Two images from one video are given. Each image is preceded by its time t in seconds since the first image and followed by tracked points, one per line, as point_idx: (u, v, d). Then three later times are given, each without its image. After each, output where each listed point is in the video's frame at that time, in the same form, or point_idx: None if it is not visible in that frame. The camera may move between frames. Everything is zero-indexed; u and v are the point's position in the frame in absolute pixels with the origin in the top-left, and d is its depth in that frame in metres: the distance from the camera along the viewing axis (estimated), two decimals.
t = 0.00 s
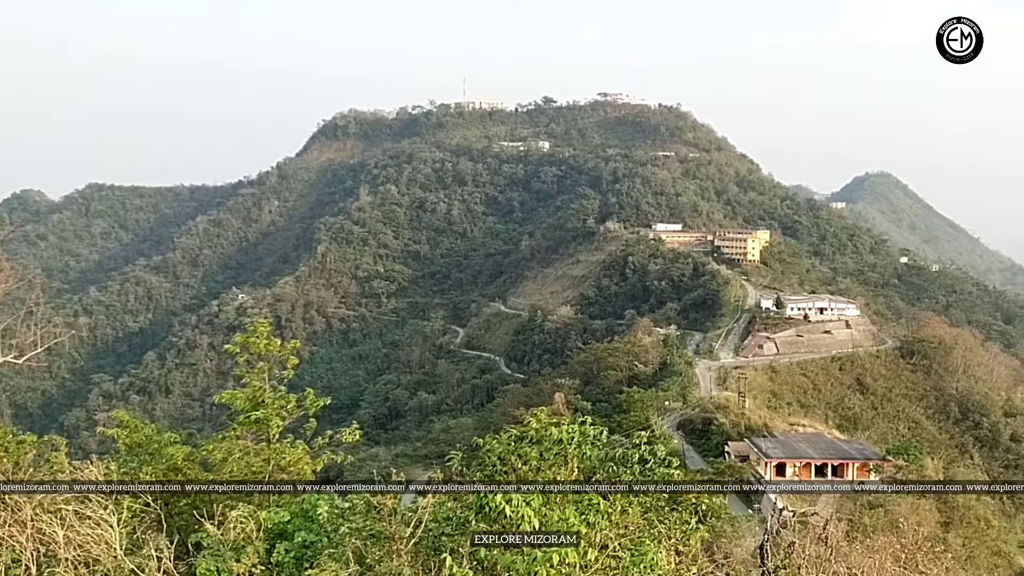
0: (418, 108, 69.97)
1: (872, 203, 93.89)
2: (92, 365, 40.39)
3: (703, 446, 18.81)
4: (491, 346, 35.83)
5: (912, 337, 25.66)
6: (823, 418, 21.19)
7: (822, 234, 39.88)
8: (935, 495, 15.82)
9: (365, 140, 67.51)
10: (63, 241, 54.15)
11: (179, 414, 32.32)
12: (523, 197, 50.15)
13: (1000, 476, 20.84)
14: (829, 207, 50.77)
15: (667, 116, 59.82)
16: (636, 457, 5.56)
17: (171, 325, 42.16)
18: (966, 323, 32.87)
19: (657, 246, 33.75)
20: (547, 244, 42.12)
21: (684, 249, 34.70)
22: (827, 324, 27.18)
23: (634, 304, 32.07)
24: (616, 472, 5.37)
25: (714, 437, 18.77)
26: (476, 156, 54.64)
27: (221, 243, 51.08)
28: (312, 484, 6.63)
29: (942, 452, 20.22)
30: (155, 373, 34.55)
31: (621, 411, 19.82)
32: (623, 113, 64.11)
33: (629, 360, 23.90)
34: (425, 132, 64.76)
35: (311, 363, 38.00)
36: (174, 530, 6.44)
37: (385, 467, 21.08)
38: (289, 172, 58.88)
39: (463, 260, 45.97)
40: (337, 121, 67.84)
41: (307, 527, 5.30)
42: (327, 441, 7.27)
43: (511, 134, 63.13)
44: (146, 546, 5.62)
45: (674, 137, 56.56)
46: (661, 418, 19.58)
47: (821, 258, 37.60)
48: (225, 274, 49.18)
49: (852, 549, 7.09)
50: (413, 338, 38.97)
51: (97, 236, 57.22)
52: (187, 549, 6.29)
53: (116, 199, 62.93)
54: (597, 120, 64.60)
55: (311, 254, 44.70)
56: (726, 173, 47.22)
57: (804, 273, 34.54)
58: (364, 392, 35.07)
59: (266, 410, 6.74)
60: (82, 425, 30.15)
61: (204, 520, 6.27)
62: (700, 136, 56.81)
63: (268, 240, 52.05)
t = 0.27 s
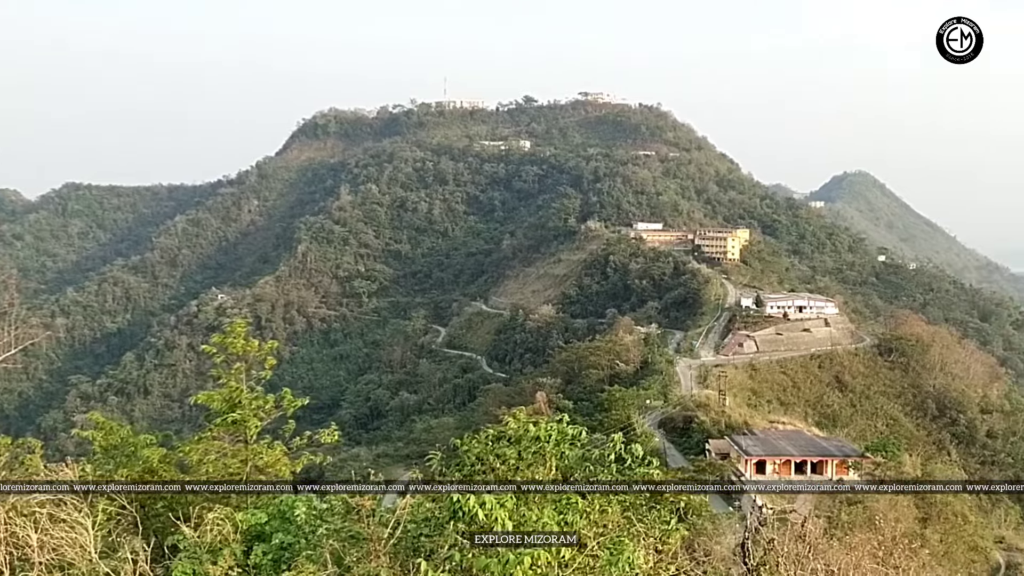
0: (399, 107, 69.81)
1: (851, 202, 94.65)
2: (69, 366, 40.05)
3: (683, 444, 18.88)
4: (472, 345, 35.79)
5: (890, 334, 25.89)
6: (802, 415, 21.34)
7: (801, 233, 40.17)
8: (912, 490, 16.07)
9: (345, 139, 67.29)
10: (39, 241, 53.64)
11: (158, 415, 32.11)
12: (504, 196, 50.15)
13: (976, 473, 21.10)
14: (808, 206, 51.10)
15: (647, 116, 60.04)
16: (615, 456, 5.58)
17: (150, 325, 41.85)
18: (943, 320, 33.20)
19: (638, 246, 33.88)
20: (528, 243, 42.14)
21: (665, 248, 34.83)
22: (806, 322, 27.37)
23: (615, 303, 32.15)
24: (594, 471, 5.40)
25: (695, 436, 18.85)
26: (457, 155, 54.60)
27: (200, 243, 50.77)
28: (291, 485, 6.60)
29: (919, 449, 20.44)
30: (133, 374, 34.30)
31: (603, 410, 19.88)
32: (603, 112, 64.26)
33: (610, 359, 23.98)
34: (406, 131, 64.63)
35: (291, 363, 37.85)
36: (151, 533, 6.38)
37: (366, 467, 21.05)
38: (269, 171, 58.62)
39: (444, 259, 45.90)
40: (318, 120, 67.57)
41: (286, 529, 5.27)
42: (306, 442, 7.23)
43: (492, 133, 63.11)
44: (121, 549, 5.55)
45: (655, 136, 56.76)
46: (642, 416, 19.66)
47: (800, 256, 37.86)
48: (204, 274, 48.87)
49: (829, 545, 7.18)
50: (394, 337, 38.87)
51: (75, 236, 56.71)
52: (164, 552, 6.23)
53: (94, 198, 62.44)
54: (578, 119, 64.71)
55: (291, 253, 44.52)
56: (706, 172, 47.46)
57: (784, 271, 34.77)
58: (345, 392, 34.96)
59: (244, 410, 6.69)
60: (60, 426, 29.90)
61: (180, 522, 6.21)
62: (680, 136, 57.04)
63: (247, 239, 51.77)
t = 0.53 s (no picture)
0: (375, 104, 69.53)
1: (825, 199, 95.50)
2: (41, 366, 39.58)
3: (661, 440, 18.97)
4: (450, 343, 35.73)
5: (864, 329, 26.16)
6: (778, 410, 21.51)
7: (776, 230, 40.48)
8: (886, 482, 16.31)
9: (321, 137, 66.95)
10: (10, 241, 52.95)
11: (133, 415, 31.81)
12: (481, 193, 50.12)
13: (948, 466, 21.42)
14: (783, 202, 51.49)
15: (623, 113, 60.22)
16: (589, 452, 5.62)
17: (124, 325, 41.45)
18: (916, 316, 33.59)
19: (615, 243, 34.01)
20: (506, 241, 42.13)
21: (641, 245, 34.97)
22: (781, 318, 27.59)
23: (592, 299, 32.21)
24: (571, 468, 5.42)
25: (672, 431, 18.94)
26: (434, 152, 54.49)
27: (174, 241, 50.34)
28: (266, 485, 6.58)
29: (893, 442, 20.70)
30: (107, 374, 33.96)
31: (580, 406, 19.94)
32: (580, 110, 64.37)
33: (588, 355, 24.03)
34: (383, 129, 64.40)
35: (267, 361, 37.63)
36: (123, 534, 6.33)
37: (342, 466, 20.96)
38: (244, 169, 58.22)
39: (421, 257, 45.79)
40: (293, 117, 67.16)
41: (260, 528, 5.25)
42: (279, 441, 7.19)
43: (468, 131, 63.03)
44: (92, 550, 5.51)
45: (631, 134, 56.94)
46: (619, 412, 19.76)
47: (776, 252, 38.16)
48: (179, 272, 48.45)
49: (802, 539, 7.27)
50: (371, 335, 38.74)
51: (46, 234, 56.02)
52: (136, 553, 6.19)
53: (66, 197, 61.75)
54: (555, 116, 64.78)
55: (267, 252, 44.25)
56: (682, 169, 47.69)
57: (759, 267, 35.02)
58: (322, 390, 34.82)
59: (215, 410, 6.64)
60: (31, 428, 29.54)
61: (153, 523, 6.17)
62: (656, 133, 57.26)
63: (222, 237, 51.36)
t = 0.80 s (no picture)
0: (346, 101, 69.17)
1: (794, 195, 96.49)
2: (7, 368, 38.99)
3: (634, 435, 19.01)
4: (424, 341, 35.63)
5: (833, 324, 26.46)
6: (749, 405, 21.70)
7: (747, 226, 40.82)
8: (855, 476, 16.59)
9: (292, 134, 66.48)
10: None
11: (102, 416, 31.43)
12: (454, 190, 50.04)
13: (916, 458, 21.74)
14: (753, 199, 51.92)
15: (595, 110, 60.40)
16: (561, 449, 5.63)
17: (92, 325, 40.92)
18: (884, 311, 34.02)
19: (588, 240, 34.12)
20: (479, 238, 42.06)
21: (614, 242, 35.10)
22: (753, 313, 27.81)
23: (566, 296, 32.25)
24: (542, 466, 5.42)
25: (645, 427, 19.01)
26: (406, 150, 54.33)
27: (143, 241, 49.79)
28: (235, 487, 6.51)
29: (862, 435, 20.96)
30: (75, 375, 33.52)
31: (554, 404, 20.00)
32: (552, 107, 64.48)
33: (562, 352, 24.05)
34: (354, 126, 64.09)
35: (239, 361, 37.31)
36: (88, 537, 6.25)
37: (314, 465, 20.87)
38: (213, 166, 57.71)
39: (394, 255, 45.62)
40: (263, 114, 66.62)
41: (228, 529, 5.22)
42: (247, 441, 7.11)
43: (441, 128, 62.90)
44: (59, 554, 5.43)
45: (603, 131, 57.10)
46: (592, 409, 19.85)
47: (746, 249, 38.49)
48: (148, 272, 47.91)
49: (773, 534, 7.33)
50: (344, 334, 38.54)
51: (12, 234, 55.19)
52: (100, 556, 6.10)
53: (32, 196, 60.87)
54: (527, 114, 64.82)
55: (238, 250, 43.89)
56: (653, 166, 47.95)
57: (730, 264, 35.30)
58: (295, 390, 34.60)
59: (180, 410, 6.56)
60: None
61: (118, 527, 6.09)
62: (627, 130, 57.50)
63: (192, 236, 50.84)
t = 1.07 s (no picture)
0: (316, 99, 68.74)
1: (763, 193, 97.42)
2: None
3: (606, 432, 19.10)
4: (396, 340, 35.51)
5: (801, 321, 26.77)
6: (719, 401, 21.88)
7: (716, 224, 41.15)
8: (824, 471, 16.79)
9: (261, 132, 65.94)
10: None
11: (68, 419, 31.02)
12: (425, 189, 49.94)
13: (883, 451, 22.01)
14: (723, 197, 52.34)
15: (566, 108, 60.56)
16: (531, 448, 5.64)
17: (58, 326, 40.33)
18: (851, 306, 34.46)
19: (559, 238, 34.22)
20: (450, 236, 42.00)
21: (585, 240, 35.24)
22: (722, 310, 28.05)
23: (538, 294, 32.31)
24: (510, 464, 5.44)
25: (617, 423, 19.12)
26: (376, 148, 54.11)
27: (110, 240, 49.16)
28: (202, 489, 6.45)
29: (830, 429, 21.22)
30: (40, 377, 33.04)
31: (525, 401, 20.04)
32: (523, 106, 64.54)
33: (533, 350, 24.10)
34: (324, 124, 63.71)
35: (208, 361, 36.95)
36: (51, 542, 6.16)
37: (284, 466, 20.73)
38: (181, 165, 57.11)
39: (365, 253, 45.44)
40: (232, 112, 66.02)
41: (194, 533, 5.17)
42: (213, 444, 7.06)
43: (411, 126, 62.69)
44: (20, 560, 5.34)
45: (574, 129, 57.27)
46: (564, 406, 19.95)
47: (716, 246, 38.79)
48: (115, 272, 47.32)
49: (742, 530, 7.39)
50: (315, 333, 38.33)
51: None
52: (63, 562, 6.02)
53: None
54: (497, 112, 64.83)
55: (206, 250, 43.48)
56: (624, 164, 48.17)
57: (700, 261, 35.57)
58: (265, 390, 34.36)
59: (143, 413, 6.50)
60: None
61: (82, 531, 6.00)
62: (598, 129, 57.71)
63: (160, 235, 50.27)
